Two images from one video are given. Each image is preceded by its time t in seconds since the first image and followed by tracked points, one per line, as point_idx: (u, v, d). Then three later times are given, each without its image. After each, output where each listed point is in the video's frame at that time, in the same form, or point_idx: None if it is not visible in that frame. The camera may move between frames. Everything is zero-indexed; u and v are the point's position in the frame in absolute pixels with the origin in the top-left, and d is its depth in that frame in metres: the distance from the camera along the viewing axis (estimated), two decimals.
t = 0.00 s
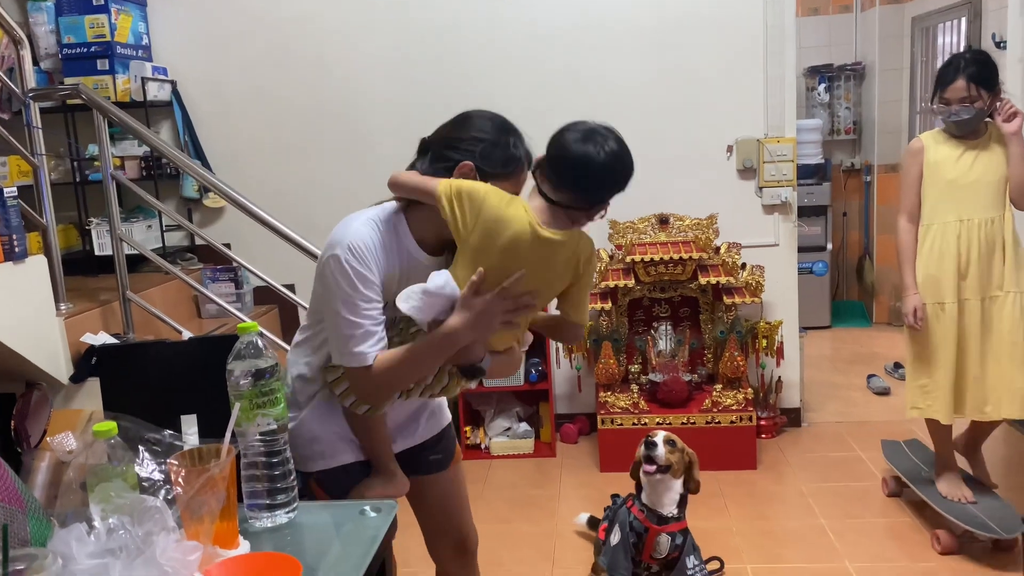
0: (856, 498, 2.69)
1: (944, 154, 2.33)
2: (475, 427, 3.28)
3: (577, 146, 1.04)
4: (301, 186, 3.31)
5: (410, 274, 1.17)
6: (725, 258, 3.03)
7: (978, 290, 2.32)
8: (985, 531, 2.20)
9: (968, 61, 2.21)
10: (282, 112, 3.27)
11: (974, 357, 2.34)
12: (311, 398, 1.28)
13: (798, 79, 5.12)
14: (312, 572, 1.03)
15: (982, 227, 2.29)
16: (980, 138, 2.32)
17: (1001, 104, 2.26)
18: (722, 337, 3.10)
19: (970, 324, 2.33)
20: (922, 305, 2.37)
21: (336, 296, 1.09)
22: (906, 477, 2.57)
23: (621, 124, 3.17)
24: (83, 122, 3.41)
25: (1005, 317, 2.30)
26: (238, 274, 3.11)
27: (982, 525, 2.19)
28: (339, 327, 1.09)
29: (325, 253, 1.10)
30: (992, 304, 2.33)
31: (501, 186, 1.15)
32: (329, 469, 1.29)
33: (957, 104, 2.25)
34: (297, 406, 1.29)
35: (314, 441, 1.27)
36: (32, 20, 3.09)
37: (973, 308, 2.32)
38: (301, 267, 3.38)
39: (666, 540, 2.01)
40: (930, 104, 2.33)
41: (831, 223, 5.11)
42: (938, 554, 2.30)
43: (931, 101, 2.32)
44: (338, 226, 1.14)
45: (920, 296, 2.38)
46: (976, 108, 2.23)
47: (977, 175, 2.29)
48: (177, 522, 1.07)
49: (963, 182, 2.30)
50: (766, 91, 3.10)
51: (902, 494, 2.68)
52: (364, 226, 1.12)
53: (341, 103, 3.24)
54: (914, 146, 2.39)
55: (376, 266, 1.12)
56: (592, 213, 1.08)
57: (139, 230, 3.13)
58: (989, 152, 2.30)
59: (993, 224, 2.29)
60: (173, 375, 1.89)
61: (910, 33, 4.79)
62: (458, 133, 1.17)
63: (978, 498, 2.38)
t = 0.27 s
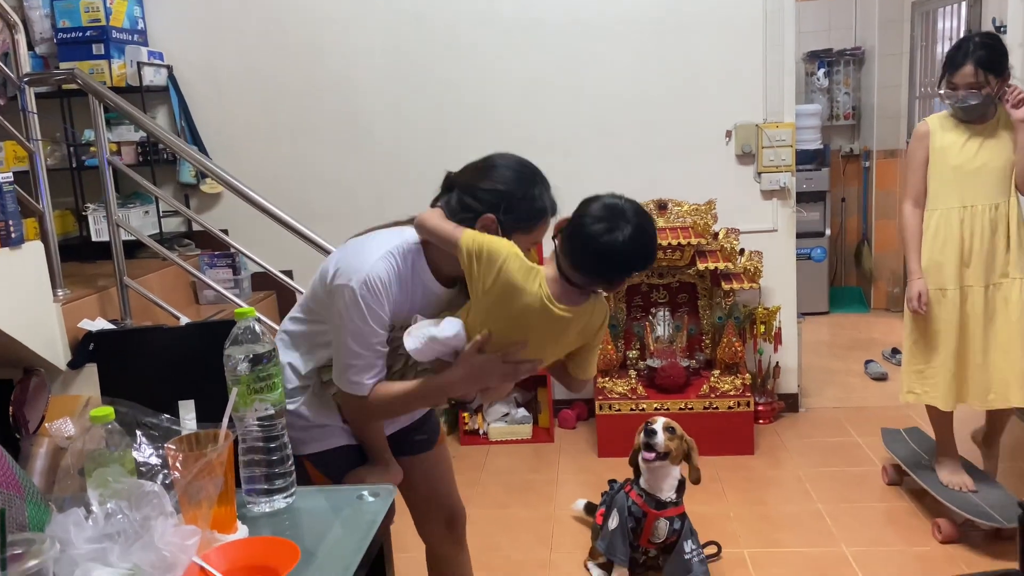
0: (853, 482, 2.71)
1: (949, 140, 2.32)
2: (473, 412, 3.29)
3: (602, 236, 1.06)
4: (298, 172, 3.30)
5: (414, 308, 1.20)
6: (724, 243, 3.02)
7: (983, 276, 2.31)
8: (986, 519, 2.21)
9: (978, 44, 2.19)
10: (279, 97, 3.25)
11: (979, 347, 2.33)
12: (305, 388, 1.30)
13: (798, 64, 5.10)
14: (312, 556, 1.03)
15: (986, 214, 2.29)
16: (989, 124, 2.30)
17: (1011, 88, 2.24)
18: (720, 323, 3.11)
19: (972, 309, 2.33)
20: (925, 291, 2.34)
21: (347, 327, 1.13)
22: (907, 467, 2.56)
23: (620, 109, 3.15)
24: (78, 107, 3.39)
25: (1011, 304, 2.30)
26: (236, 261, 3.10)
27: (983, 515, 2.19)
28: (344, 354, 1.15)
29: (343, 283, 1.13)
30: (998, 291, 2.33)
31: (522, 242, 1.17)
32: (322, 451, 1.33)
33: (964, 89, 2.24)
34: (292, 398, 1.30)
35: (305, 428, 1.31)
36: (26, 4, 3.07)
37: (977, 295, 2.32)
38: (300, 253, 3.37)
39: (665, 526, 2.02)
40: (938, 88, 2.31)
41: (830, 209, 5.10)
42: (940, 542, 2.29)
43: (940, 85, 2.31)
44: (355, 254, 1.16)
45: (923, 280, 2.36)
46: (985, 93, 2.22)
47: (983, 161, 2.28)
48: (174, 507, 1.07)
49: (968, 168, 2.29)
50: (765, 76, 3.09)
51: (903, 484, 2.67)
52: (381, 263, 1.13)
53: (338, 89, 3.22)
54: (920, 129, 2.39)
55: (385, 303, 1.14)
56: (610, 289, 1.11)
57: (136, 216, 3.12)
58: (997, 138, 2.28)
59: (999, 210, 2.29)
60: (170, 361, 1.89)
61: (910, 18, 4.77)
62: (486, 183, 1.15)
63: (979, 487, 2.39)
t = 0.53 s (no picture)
0: (850, 450, 2.72)
1: (967, 107, 2.28)
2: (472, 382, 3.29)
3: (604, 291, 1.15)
4: (294, 141, 3.27)
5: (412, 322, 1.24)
6: (723, 212, 3.00)
7: (998, 247, 2.28)
8: (977, 482, 2.22)
9: (995, 11, 2.18)
10: (275, 65, 3.21)
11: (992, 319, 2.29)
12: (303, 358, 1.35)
13: (798, 32, 5.07)
14: (311, 515, 1.04)
15: (1002, 182, 2.26)
16: (1007, 91, 2.26)
17: None
18: (718, 293, 3.08)
19: (988, 280, 2.30)
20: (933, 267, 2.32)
21: (356, 331, 1.17)
22: (902, 433, 2.57)
23: (619, 77, 3.12)
24: (72, 76, 3.35)
25: None
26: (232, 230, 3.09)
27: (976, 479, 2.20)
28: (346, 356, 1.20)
29: (360, 288, 1.15)
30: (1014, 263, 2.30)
31: (534, 272, 1.20)
32: (320, 416, 1.37)
33: (982, 55, 2.21)
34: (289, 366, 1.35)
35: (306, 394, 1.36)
36: None
37: (994, 266, 2.29)
38: (297, 222, 3.35)
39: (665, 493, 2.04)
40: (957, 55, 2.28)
41: (830, 179, 5.07)
42: (934, 506, 2.32)
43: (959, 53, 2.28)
44: (371, 264, 1.18)
45: (936, 252, 2.34)
46: (1004, 59, 2.19)
47: (1000, 129, 2.25)
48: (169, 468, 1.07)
49: (986, 136, 2.26)
50: (766, 43, 3.05)
51: (899, 449, 2.69)
52: (395, 282, 1.16)
53: (334, 55, 3.18)
54: (935, 97, 2.36)
55: (389, 321, 1.17)
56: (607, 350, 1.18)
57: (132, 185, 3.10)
58: (1015, 105, 2.25)
59: (1014, 179, 2.26)
60: (167, 327, 1.88)
61: None
62: (509, 211, 1.17)
63: (973, 451, 2.40)
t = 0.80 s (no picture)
0: (843, 409, 2.74)
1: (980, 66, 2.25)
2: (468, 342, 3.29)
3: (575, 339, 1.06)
4: (288, 98, 3.22)
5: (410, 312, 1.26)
6: (720, 172, 2.98)
7: (1014, 207, 2.25)
8: (958, 433, 2.26)
9: None
10: (267, 19, 3.15)
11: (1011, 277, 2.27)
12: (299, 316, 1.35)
13: None
14: (305, 465, 1.04)
15: (1018, 140, 2.22)
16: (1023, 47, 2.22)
17: None
18: (715, 254, 3.07)
19: (1007, 238, 2.26)
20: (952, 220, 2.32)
21: (354, 320, 1.21)
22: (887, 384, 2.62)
23: (618, 33, 3.07)
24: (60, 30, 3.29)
25: None
26: (225, 188, 3.06)
27: (957, 430, 2.24)
28: (344, 341, 1.25)
29: (359, 280, 1.18)
30: None
31: (532, 278, 1.18)
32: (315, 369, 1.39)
33: (994, 10, 2.20)
34: (287, 323, 1.35)
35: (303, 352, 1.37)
36: None
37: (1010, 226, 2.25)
38: (291, 180, 3.32)
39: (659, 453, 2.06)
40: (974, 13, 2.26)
41: (828, 141, 5.04)
42: (915, 455, 2.39)
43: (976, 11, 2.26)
44: (371, 254, 1.20)
45: (948, 215, 2.34)
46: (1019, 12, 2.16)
47: (1016, 84, 2.21)
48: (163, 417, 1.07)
49: (1001, 92, 2.23)
50: None
51: (886, 404, 2.74)
52: (392, 277, 1.17)
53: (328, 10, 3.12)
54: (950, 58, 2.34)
55: (381, 312, 1.20)
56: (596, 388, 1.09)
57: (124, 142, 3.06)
58: None
59: None
60: (160, 284, 1.86)
61: None
62: (507, 219, 1.13)
63: (958, 405, 2.44)
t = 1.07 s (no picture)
0: (842, 389, 2.74)
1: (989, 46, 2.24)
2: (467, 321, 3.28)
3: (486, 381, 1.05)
4: (286, 74, 3.19)
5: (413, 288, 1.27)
6: (721, 151, 2.97)
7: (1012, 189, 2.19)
8: (960, 418, 2.26)
9: None
10: None
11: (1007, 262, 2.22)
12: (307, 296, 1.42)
13: None
14: (305, 443, 1.04)
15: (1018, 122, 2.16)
16: None
17: None
18: (715, 233, 3.07)
19: (1004, 223, 2.21)
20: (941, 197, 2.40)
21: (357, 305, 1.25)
22: (890, 369, 2.60)
23: (620, 10, 3.03)
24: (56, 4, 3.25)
25: None
26: (224, 165, 3.04)
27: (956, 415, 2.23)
28: (348, 323, 1.30)
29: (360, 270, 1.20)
30: None
31: (534, 255, 1.19)
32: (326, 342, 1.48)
33: None
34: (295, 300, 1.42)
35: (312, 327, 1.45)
36: None
37: (1005, 210, 2.20)
38: (289, 157, 3.30)
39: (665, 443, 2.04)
40: None
41: (829, 120, 5.01)
42: (915, 437, 2.39)
43: None
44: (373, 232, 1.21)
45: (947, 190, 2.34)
46: None
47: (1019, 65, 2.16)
48: (161, 396, 1.06)
49: (1006, 73, 2.18)
50: None
51: (887, 385, 2.74)
52: (394, 265, 1.20)
53: None
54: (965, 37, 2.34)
55: (380, 289, 1.22)
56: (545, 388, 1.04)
57: (121, 119, 3.03)
58: None
59: None
60: (159, 262, 1.86)
61: None
62: (504, 199, 1.14)
63: (959, 388, 2.43)
